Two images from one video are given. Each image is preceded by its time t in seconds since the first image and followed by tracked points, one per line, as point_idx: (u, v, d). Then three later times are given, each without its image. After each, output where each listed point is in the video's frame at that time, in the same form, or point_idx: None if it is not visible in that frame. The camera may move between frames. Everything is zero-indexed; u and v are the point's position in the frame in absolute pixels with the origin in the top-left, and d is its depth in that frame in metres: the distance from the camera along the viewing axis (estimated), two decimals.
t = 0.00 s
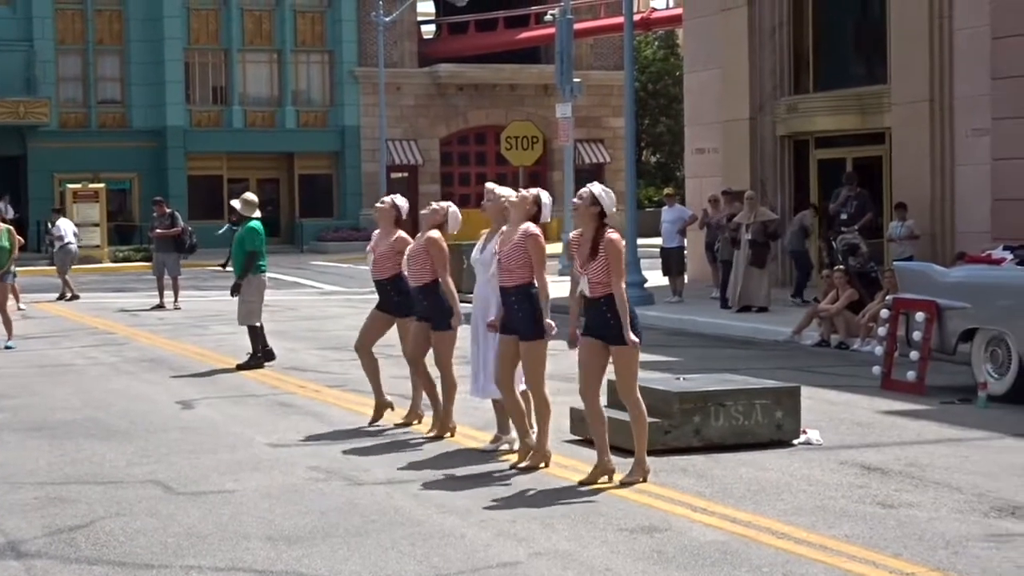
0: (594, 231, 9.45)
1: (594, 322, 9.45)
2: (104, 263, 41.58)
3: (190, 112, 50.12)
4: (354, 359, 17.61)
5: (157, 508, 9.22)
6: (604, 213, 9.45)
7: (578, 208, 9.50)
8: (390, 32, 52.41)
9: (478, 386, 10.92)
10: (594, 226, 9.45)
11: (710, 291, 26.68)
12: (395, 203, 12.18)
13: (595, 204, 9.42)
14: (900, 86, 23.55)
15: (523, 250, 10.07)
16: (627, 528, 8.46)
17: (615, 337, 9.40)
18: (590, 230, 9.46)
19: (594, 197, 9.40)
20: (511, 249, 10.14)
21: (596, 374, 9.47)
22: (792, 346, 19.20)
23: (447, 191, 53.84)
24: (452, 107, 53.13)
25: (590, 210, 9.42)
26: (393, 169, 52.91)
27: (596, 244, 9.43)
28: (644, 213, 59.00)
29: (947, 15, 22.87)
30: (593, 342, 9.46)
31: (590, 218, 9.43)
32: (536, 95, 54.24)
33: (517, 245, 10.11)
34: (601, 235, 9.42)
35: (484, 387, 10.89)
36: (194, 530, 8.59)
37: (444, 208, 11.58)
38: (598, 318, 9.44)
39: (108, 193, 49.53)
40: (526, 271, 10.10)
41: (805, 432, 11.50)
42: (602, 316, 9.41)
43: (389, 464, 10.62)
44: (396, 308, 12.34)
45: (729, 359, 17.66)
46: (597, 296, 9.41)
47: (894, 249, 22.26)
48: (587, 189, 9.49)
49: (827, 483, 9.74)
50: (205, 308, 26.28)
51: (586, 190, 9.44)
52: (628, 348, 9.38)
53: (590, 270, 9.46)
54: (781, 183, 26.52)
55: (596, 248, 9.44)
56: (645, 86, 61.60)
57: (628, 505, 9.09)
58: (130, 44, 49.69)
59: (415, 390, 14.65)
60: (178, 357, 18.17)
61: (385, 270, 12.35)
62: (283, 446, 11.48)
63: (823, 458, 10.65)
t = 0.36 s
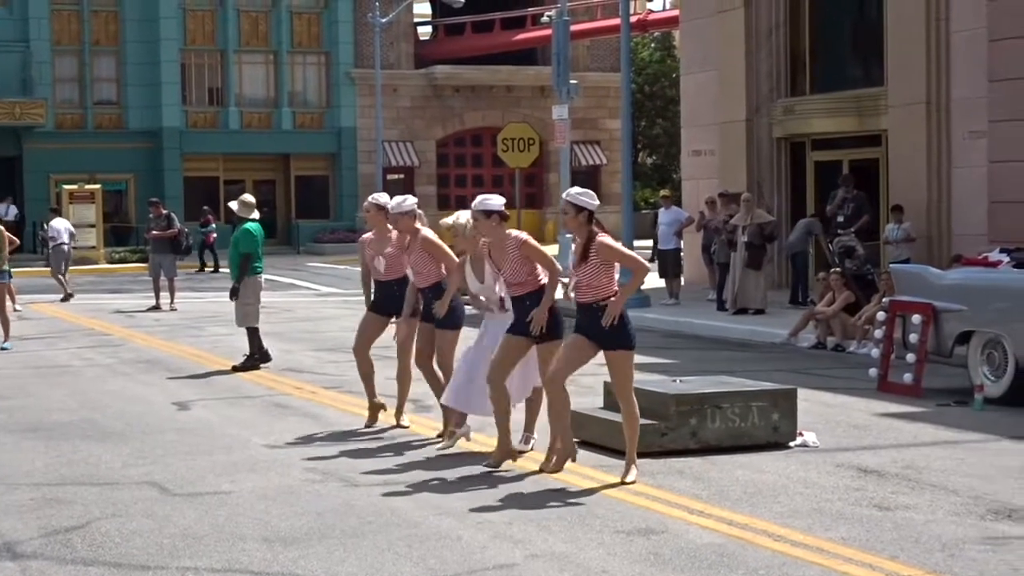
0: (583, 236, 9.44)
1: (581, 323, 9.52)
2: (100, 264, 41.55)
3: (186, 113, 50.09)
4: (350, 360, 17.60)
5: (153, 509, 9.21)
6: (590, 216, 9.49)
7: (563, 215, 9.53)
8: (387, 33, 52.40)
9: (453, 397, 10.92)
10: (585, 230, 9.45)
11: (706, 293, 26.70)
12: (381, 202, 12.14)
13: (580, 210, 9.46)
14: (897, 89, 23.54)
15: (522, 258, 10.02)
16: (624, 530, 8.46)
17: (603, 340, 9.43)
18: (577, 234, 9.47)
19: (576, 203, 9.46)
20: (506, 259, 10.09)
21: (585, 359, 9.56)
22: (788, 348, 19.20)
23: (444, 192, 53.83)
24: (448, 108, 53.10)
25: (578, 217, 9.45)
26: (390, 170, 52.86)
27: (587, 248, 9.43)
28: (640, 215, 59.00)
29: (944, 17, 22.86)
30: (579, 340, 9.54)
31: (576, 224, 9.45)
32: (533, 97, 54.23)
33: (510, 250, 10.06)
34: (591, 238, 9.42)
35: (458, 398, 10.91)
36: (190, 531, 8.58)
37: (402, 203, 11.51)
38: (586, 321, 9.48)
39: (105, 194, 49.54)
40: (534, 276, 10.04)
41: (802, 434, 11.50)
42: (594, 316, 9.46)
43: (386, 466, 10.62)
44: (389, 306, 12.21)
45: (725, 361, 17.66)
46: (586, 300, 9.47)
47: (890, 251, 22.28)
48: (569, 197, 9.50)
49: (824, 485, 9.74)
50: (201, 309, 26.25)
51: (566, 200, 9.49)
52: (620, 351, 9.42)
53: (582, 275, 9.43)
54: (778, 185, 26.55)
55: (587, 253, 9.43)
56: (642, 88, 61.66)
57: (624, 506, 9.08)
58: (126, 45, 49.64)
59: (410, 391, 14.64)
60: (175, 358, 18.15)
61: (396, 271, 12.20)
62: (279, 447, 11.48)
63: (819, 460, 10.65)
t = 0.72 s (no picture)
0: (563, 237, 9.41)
1: (566, 328, 9.39)
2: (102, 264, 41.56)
3: (189, 113, 50.08)
4: (350, 360, 17.61)
5: (155, 508, 9.21)
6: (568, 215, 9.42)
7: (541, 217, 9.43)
8: (389, 33, 52.42)
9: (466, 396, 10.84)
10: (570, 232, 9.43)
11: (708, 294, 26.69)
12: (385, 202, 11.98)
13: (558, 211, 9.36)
14: (899, 91, 23.54)
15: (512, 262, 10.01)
16: (625, 530, 8.46)
17: (586, 343, 9.45)
18: (560, 236, 9.40)
19: (552, 205, 9.34)
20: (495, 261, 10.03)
21: (562, 373, 9.41)
22: (790, 349, 19.19)
23: (445, 193, 53.86)
24: (451, 108, 53.11)
25: (556, 218, 9.37)
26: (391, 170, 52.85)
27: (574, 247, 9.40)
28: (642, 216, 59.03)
29: (946, 18, 22.89)
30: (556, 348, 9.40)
31: (552, 225, 9.38)
32: (535, 97, 54.25)
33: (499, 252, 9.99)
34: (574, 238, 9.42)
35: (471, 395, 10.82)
36: (191, 530, 8.58)
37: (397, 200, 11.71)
38: (573, 323, 9.40)
39: (106, 193, 49.52)
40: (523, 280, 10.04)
41: (804, 435, 11.50)
42: (584, 321, 9.41)
43: (387, 466, 10.63)
44: (388, 306, 12.14)
45: (726, 361, 17.66)
46: (572, 304, 9.40)
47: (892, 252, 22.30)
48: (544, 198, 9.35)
49: (825, 486, 9.74)
50: (203, 309, 26.26)
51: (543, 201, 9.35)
52: (599, 354, 9.47)
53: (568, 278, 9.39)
54: (780, 186, 26.56)
55: (577, 255, 9.39)
56: (643, 88, 61.70)
57: (625, 507, 9.08)
58: (129, 45, 49.66)
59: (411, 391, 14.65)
60: (176, 358, 18.17)
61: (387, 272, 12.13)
62: (281, 447, 11.48)
63: (821, 461, 10.65)
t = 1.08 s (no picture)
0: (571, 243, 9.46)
1: (567, 334, 9.42)
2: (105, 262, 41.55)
3: (192, 112, 50.09)
4: (353, 360, 17.61)
5: (159, 507, 9.21)
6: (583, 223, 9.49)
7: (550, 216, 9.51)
8: (391, 32, 52.44)
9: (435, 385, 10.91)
10: (573, 240, 9.48)
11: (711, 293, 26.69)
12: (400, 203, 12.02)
13: (576, 215, 9.44)
14: (902, 90, 23.54)
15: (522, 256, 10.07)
16: (629, 529, 8.46)
17: (586, 343, 9.49)
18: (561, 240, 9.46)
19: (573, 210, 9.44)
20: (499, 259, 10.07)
21: (556, 373, 9.43)
22: (793, 348, 19.19)
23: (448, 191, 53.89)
24: (454, 107, 53.12)
25: (571, 221, 9.44)
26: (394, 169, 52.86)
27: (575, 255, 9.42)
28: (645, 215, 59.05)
29: (949, 17, 22.89)
30: (555, 348, 9.44)
31: (565, 226, 9.45)
32: (537, 96, 54.27)
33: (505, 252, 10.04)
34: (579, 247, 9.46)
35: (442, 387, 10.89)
36: (195, 529, 8.59)
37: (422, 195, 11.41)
38: (573, 328, 9.44)
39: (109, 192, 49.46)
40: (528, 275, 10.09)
41: (807, 434, 11.51)
42: (580, 324, 9.44)
43: (392, 465, 10.64)
44: (382, 304, 12.13)
45: (729, 360, 17.67)
46: (566, 312, 9.41)
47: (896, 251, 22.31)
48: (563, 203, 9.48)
49: (829, 485, 9.74)
50: (206, 307, 26.27)
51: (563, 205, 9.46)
52: (600, 350, 9.51)
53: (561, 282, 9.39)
54: (783, 185, 26.56)
55: (572, 262, 9.41)
56: (646, 87, 61.65)
57: (629, 506, 9.08)
58: (132, 44, 49.70)
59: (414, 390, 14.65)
60: (180, 356, 18.19)
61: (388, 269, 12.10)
62: (285, 446, 11.50)
63: (825, 460, 10.65)
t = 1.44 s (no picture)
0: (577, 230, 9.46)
1: (572, 321, 9.42)
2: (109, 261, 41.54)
3: (196, 109, 50.12)
4: (356, 357, 17.63)
5: (163, 505, 9.22)
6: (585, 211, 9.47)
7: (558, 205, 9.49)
8: (396, 29, 52.40)
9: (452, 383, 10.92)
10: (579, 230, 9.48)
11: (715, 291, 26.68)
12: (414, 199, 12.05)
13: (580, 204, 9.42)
14: (907, 87, 23.55)
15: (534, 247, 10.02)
16: (633, 525, 8.46)
17: (593, 339, 9.47)
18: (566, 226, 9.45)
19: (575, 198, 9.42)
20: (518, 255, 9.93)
21: (567, 369, 9.43)
22: (797, 346, 19.18)
23: (452, 189, 53.90)
24: (458, 104, 53.09)
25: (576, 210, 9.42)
26: (399, 166, 52.87)
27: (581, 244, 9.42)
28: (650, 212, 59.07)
29: (954, 15, 22.85)
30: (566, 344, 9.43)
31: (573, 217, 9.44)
32: (541, 94, 54.28)
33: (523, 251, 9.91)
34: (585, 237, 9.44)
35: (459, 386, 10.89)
36: (199, 526, 8.60)
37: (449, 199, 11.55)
38: (581, 318, 9.43)
39: (113, 190, 49.40)
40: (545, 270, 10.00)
41: (811, 431, 11.51)
42: (588, 313, 9.43)
43: (396, 462, 10.63)
44: (395, 302, 12.12)
45: (733, 358, 17.67)
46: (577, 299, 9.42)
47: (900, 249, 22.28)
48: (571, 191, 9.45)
49: (833, 482, 9.73)
50: (210, 305, 26.27)
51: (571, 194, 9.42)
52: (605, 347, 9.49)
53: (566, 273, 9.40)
54: (787, 184, 26.55)
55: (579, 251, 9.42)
56: (651, 85, 61.64)
57: (633, 503, 9.08)
58: (136, 41, 49.70)
59: (418, 388, 14.66)
60: (183, 354, 18.21)
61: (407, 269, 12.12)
62: (288, 442, 11.50)
63: (828, 457, 10.65)
